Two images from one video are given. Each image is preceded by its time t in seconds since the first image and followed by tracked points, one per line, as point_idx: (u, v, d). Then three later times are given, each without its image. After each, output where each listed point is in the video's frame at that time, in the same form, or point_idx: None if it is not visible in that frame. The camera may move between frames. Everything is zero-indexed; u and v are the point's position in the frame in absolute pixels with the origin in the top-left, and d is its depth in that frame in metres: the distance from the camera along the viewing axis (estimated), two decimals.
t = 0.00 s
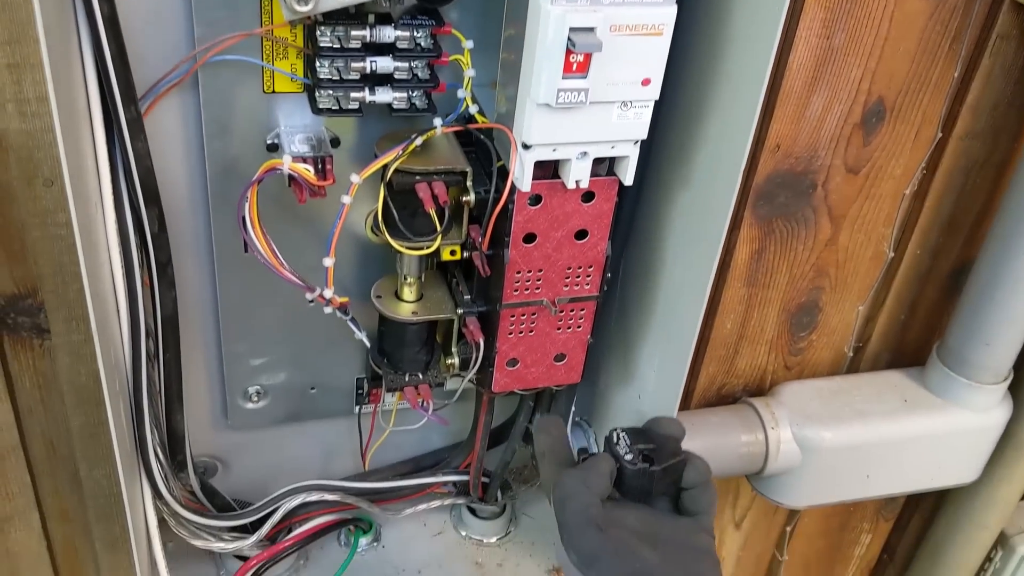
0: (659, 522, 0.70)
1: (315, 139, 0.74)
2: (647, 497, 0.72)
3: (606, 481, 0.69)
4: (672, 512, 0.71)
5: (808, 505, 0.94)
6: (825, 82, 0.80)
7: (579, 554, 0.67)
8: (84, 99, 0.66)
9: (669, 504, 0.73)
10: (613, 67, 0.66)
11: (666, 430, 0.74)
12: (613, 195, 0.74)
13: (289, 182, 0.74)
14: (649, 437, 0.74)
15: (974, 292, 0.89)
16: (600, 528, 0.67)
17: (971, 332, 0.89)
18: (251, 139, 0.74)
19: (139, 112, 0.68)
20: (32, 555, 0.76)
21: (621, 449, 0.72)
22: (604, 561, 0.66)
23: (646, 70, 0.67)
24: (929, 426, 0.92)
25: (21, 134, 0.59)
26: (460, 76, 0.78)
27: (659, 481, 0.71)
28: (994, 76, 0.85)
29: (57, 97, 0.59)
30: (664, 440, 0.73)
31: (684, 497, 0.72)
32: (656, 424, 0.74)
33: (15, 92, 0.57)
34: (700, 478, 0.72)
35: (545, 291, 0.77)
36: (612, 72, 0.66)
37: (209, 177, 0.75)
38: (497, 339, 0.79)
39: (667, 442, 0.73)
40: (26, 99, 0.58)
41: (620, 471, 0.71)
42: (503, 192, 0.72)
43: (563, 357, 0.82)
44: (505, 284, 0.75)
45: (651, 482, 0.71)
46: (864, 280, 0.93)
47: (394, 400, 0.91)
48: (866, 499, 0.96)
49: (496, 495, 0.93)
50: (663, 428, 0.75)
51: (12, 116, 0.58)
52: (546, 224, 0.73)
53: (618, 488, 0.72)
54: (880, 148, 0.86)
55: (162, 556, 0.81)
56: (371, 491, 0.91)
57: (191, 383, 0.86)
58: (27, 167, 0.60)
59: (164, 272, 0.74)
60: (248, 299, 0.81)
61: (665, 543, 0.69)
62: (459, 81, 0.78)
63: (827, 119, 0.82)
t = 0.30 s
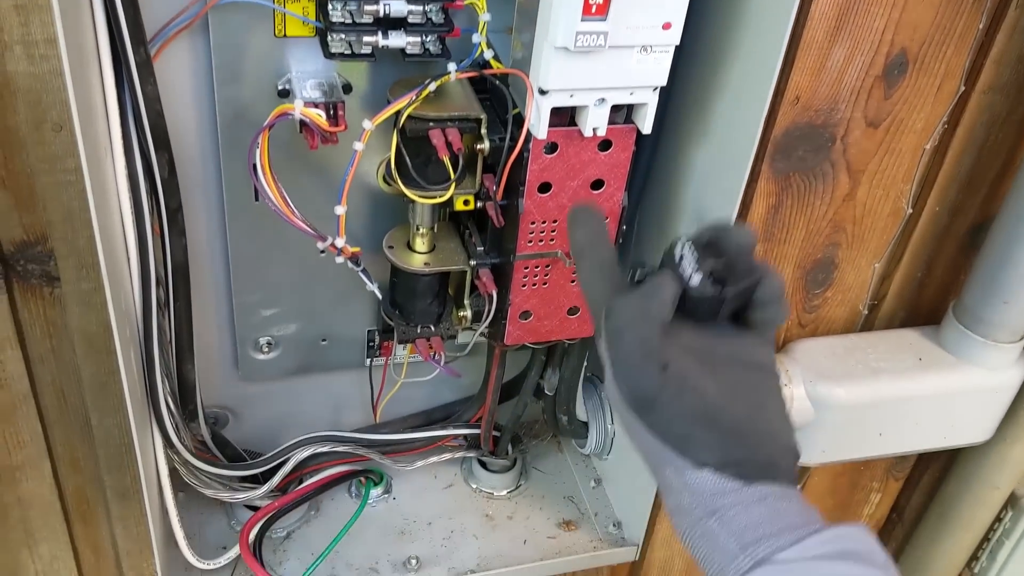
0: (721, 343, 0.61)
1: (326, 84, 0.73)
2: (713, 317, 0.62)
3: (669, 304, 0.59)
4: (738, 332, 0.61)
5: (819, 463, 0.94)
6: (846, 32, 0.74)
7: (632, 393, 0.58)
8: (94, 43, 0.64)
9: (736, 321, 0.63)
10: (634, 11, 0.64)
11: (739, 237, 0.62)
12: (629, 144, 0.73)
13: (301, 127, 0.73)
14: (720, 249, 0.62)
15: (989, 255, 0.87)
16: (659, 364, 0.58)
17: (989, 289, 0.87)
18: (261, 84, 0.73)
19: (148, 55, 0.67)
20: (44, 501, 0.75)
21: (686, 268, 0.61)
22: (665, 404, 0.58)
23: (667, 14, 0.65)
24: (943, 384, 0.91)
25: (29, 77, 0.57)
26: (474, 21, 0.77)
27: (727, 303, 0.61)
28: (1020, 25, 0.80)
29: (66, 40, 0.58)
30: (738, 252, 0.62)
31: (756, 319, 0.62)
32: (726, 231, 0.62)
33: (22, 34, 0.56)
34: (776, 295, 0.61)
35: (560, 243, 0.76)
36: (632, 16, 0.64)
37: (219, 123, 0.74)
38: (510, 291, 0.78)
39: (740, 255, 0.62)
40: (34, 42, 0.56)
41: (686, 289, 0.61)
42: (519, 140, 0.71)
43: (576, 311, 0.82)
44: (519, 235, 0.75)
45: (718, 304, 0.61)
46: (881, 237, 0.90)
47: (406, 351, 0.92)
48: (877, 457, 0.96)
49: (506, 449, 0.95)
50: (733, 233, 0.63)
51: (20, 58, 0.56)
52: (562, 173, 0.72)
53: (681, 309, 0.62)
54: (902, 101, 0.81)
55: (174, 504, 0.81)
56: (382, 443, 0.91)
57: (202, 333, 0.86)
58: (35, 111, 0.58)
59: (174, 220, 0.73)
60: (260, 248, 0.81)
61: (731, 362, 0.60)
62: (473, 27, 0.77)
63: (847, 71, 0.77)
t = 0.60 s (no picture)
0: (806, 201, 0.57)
1: (335, 72, 0.73)
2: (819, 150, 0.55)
3: (787, 129, 0.49)
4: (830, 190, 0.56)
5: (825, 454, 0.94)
6: (856, 21, 0.73)
7: (720, 232, 0.50)
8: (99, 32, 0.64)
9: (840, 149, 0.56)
10: None
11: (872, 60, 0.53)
12: (639, 132, 0.72)
13: (309, 115, 0.73)
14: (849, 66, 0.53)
15: (995, 246, 0.86)
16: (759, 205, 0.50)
17: (994, 279, 0.87)
18: (269, 72, 0.73)
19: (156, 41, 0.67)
20: (51, 489, 0.76)
21: (812, 82, 0.51)
22: (754, 249, 0.51)
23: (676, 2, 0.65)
24: (949, 375, 0.91)
25: (36, 64, 0.57)
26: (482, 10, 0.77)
27: (844, 141, 0.53)
28: None
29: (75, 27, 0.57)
30: (870, 76, 0.53)
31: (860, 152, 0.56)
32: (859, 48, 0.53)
33: (30, 20, 0.55)
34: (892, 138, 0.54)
35: (568, 232, 0.76)
36: (642, 4, 0.64)
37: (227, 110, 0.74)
38: (518, 281, 0.78)
39: (872, 82, 0.53)
40: (42, 28, 0.56)
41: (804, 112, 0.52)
42: (528, 127, 0.71)
43: (584, 300, 0.82)
44: (527, 224, 0.74)
45: (836, 137, 0.53)
46: (890, 227, 0.89)
47: (413, 341, 0.93)
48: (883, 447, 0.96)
49: (513, 438, 0.95)
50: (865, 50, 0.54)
51: (27, 45, 0.56)
52: (571, 161, 0.72)
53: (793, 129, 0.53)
54: (910, 91, 0.80)
55: (182, 491, 0.81)
56: (389, 432, 0.91)
57: (209, 321, 0.86)
58: (43, 98, 0.58)
59: (183, 208, 0.73)
60: (269, 235, 0.81)
61: (809, 219, 0.57)
62: (482, 15, 0.77)
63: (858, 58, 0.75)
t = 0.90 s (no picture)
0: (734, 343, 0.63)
1: (337, 72, 0.73)
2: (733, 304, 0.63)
3: (697, 288, 0.58)
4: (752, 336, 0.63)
5: (825, 453, 0.95)
6: (856, 21, 0.74)
7: (657, 374, 0.58)
8: (105, 31, 0.64)
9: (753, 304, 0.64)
10: None
11: (767, 226, 0.61)
12: (640, 132, 0.73)
13: (311, 115, 0.73)
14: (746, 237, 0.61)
15: (994, 247, 0.87)
16: (685, 346, 0.58)
17: (995, 279, 0.87)
18: (272, 71, 0.73)
19: (159, 42, 0.67)
20: (53, 489, 0.76)
21: (714, 254, 0.60)
22: (688, 387, 0.58)
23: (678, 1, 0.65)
24: (949, 374, 0.91)
25: (40, 64, 0.57)
26: (484, 10, 0.77)
27: (750, 293, 0.62)
28: None
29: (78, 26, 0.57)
30: (763, 241, 0.60)
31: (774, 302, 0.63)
32: (752, 221, 0.61)
33: (33, 20, 0.56)
34: (793, 290, 0.63)
35: (569, 231, 0.76)
36: (644, 4, 0.64)
37: (230, 110, 0.74)
38: (519, 280, 0.78)
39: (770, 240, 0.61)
40: (45, 29, 0.56)
41: (711, 276, 0.61)
42: (529, 127, 0.71)
43: (585, 299, 0.82)
44: (529, 223, 0.74)
45: (742, 293, 0.62)
46: (889, 227, 0.90)
47: (414, 341, 0.93)
48: (883, 447, 0.96)
49: (513, 437, 0.95)
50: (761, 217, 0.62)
51: (31, 45, 0.56)
52: (572, 161, 0.72)
53: (705, 290, 0.63)
54: (910, 90, 0.80)
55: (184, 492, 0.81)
56: (390, 431, 0.91)
57: (211, 321, 0.86)
58: (46, 98, 0.58)
59: (185, 207, 0.73)
60: (271, 235, 0.81)
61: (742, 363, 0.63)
62: (484, 15, 0.77)
63: (857, 58, 0.76)
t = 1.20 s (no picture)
0: (753, 302, 0.60)
1: (337, 71, 0.73)
2: (746, 271, 0.60)
3: (703, 253, 0.57)
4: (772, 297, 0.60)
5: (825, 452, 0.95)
6: (856, 20, 0.74)
7: (672, 339, 0.57)
8: (105, 30, 0.64)
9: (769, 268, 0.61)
10: None
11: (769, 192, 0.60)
12: (640, 131, 0.73)
13: (311, 115, 0.73)
14: (752, 202, 0.59)
15: (994, 246, 0.87)
16: (697, 310, 0.57)
17: (995, 279, 0.87)
18: (272, 71, 0.73)
19: (159, 41, 0.67)
20: (53, 488, 0.76)
21: (717, 218, 0.58)
22: (705, 351, 0.57)
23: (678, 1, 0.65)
24: (949, 374, 0.91)
25: (39, 64, 0.57)
26: (484, 9, 0.77)
27: (761, 253, 0.58)
28: None
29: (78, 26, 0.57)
30: (768, 204, 0.59)
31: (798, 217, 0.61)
32: (753, 186, 0.59)
33: (33, 19, 0.56)
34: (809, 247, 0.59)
35: (569, 231, 0.76)
36: (644, 3, 0.64)
37: (230, 109, 0.74)
38: (519, 279, 0.78)
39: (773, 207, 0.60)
40: (45, 28, 0.56)
41: (717, 241, 0.58)
42: (529, 127, 0.71)
43: (584, 298, 0.82)
44: (528, 223, 0.74)
45: (752, 255, 0.59)
46: (889, 227, 0.90)
47: (414, 340, 0.93)
48: (883, 446, 0.96)
49: (513, 437, 0.95)
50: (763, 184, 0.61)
51: (30, 44, 0.56)
52: (571, 160, 0.72)
53: (713, 261, 0.60)
54: (910, 90, 0.80)
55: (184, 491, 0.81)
56: (390, 431, 0.91)
57: (211, 320, 0.86)
58: (46, 97, 0.58)
59: (185, 207, 0.73)
60: (271, 235, 0.81)
61: (765, 324, 0.59)
62: (484, 14, 0.77)
63: (857, 59, 0.76)
